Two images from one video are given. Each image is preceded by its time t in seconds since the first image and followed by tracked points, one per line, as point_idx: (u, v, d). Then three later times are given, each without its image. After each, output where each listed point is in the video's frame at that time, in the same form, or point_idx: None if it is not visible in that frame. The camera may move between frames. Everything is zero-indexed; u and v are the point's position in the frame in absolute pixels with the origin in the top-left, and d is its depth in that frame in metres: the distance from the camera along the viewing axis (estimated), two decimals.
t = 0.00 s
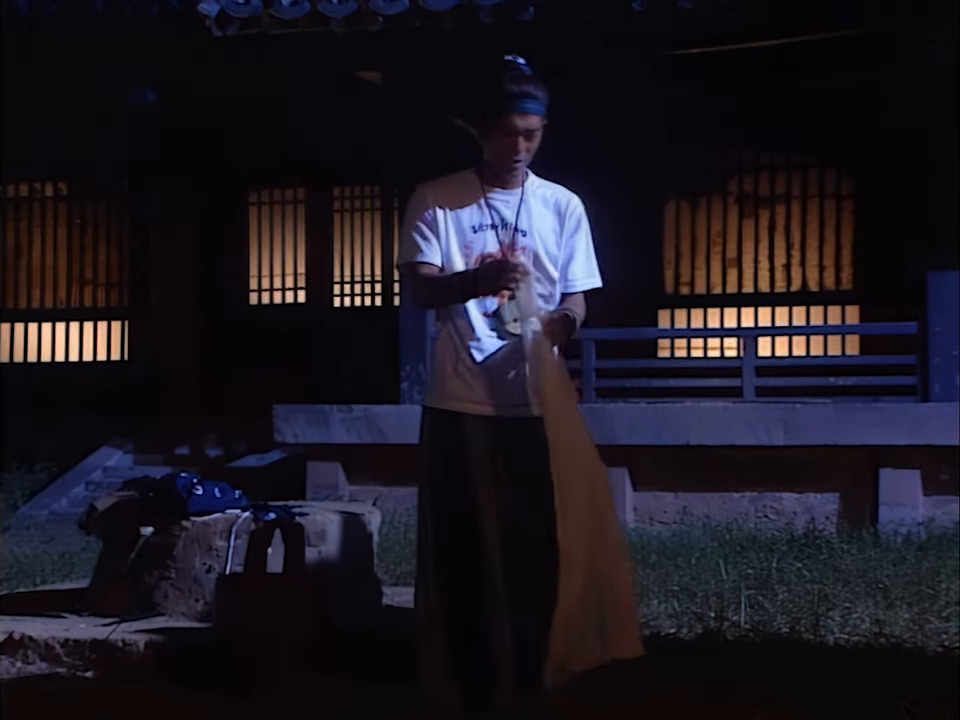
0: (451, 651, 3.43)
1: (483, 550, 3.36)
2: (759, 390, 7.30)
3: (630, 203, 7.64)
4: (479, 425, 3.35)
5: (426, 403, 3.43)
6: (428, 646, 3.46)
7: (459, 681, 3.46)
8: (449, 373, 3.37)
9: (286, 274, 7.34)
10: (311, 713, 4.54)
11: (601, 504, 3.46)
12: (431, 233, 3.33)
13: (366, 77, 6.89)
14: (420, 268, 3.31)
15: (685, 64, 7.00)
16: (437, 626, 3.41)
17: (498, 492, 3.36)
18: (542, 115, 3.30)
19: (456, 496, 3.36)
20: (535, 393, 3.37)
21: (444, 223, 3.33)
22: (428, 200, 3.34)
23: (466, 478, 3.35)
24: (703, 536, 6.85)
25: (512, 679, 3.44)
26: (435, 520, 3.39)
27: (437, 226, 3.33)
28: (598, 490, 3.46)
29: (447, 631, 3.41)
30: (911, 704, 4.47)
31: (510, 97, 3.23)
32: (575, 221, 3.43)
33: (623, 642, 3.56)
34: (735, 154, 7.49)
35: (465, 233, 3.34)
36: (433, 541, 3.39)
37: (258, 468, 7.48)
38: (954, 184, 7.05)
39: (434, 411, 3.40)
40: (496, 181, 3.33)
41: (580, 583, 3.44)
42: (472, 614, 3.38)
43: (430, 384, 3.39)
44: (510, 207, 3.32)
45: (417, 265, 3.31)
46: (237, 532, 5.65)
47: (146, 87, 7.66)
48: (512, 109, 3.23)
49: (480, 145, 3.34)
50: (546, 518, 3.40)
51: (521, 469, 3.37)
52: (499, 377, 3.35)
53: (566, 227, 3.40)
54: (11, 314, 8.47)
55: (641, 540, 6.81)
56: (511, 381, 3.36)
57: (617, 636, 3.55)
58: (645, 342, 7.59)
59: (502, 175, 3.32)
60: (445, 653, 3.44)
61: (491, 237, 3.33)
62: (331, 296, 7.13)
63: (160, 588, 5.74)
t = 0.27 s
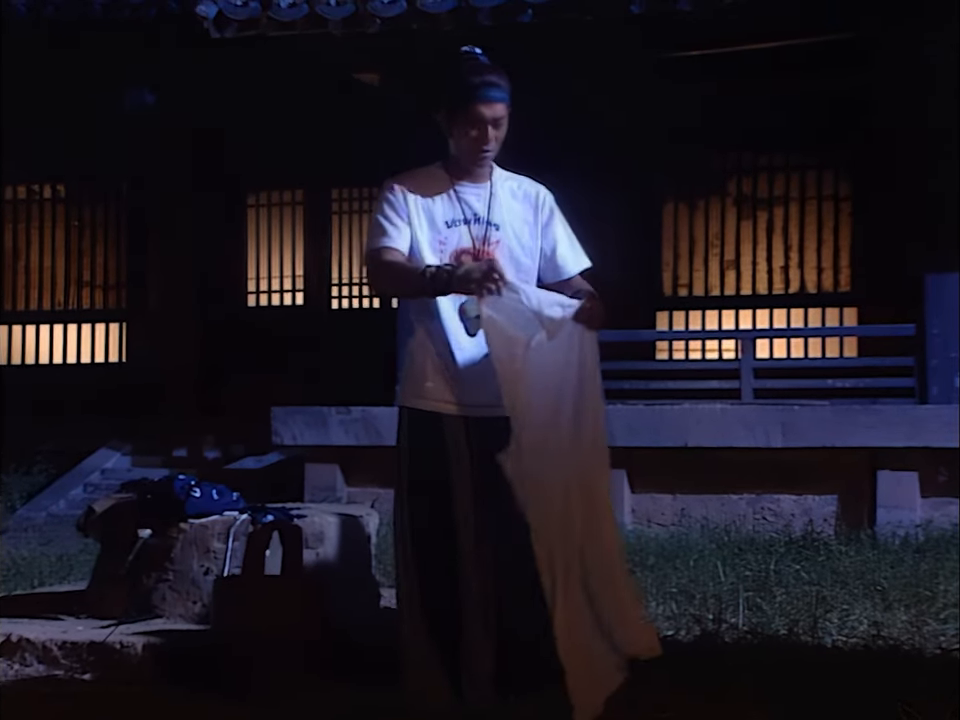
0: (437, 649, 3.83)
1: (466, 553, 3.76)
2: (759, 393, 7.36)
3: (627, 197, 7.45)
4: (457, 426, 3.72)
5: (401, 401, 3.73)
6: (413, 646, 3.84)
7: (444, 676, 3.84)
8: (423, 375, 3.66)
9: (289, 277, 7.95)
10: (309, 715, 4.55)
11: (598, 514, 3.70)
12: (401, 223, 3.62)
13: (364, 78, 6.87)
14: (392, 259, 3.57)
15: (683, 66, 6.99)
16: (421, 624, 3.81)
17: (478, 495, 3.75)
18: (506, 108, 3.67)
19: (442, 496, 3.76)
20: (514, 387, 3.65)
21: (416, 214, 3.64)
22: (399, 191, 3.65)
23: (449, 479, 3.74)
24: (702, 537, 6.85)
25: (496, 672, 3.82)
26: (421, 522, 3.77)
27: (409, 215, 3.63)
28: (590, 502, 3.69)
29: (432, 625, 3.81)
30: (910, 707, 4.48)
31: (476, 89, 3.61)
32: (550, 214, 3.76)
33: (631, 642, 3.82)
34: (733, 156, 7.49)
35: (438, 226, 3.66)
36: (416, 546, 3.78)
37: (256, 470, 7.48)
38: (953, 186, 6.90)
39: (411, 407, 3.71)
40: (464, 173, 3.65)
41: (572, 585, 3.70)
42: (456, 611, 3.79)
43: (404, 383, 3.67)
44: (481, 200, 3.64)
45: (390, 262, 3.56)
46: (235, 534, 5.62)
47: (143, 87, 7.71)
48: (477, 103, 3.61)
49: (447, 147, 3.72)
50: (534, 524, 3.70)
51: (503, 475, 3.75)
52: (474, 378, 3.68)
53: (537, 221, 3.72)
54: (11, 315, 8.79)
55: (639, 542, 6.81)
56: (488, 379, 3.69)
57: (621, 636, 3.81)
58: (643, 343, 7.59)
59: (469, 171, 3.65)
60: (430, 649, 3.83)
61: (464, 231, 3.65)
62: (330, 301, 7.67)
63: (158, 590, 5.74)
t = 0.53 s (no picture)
0: (430, 648, 3.82)
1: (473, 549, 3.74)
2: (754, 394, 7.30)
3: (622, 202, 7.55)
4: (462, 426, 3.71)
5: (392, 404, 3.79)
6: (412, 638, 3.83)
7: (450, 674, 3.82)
8: (421, 376, 3.70)
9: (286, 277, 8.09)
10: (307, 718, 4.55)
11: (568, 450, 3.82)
12: (395, 225, 3.59)
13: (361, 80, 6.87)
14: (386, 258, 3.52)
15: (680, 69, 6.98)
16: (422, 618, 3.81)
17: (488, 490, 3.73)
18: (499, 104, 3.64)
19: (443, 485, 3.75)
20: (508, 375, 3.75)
21: (407, 213, 3.63)
22: (390, 191, 3.62)
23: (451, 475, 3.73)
24: (699, 539, 6.87)
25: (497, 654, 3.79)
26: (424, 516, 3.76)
27: (400, 218, 3.61)
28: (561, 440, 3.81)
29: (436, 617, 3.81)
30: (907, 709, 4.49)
31: (469, 90, 3.57)
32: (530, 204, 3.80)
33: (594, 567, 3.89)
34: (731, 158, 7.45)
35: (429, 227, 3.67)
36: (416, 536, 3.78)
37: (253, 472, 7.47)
38: (953, 186, 6.91)
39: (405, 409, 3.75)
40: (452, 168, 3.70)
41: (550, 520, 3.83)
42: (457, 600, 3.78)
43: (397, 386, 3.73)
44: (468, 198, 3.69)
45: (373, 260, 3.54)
46: (232, 536, 5.61)
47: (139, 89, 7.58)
48: (470, 104, 3.59)
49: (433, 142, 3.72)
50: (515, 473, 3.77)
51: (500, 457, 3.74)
52: (468, 375, 3.69)
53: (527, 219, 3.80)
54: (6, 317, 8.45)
55: (636, 544, 6.82)
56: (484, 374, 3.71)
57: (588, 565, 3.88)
58: (640, 345, 7.58)
59: (456, 167, 3.70)
60: (424, 641, 3.81)
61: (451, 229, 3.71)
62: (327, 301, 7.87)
63: (155, 593, 5.74)
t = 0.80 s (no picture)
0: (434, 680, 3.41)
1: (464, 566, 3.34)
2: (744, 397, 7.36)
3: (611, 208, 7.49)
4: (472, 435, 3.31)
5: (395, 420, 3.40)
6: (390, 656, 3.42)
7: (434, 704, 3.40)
8: (431, 386, 3.30)
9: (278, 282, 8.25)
10: None
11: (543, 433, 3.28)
12: (413, 237, 3.15)
13: (352, 82, 6.91)
14: (400, 263, 3.13)
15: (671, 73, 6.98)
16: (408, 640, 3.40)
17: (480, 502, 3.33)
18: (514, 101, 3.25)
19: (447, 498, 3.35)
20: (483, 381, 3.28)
21: (423, 221, 3.19)
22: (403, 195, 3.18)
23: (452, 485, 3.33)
24: (690, 543, 6.88)
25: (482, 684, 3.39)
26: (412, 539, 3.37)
27: (414, 226, 3.17)
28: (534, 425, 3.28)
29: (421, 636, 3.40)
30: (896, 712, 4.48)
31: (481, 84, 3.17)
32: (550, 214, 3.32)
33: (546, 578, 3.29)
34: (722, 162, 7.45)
35: (444, 231, 3.20)
36: (409, 546, 3.38)
37: (243, 476, 7.46)
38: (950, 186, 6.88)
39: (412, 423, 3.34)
40: (467, 171, 3.23)
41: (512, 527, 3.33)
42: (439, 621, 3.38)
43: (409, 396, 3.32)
44: (482, 202, 3.25)
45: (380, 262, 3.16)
46: (222, 540, 5.70)
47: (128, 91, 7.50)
48: (486, 100, 3.17)
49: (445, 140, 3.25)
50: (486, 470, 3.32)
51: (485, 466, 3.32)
52: (479, 374, 3.27)
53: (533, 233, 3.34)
54: None
55: (627, 548, 6.83)
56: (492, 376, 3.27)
57: (565, 568, 3.29)
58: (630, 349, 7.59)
59: (469, 169, 3.24)
60: (416, 644, 3.40)
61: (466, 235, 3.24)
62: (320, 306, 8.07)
63: (145, 597, 5.75)
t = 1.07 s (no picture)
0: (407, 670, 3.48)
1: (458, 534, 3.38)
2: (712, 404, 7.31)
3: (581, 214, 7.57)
4: (479, 450, 3.38)
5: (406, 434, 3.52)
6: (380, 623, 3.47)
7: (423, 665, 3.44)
8: (447, 388, 3.39)
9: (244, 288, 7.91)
10: None
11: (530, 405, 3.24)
12: (435, 243, 3.31)
13: (321, 88, 6.74)
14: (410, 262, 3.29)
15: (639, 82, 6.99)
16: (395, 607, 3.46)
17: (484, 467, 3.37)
18: (546, 112, 3.43)
19: (446, 472, 3.40)
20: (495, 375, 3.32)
21: (442, 221, 3.32)
22: (422, 195, 3.31)
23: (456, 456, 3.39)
24: (657, 548, 6.89)
25: (468, 644, 3.37)
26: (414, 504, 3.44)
27: (432, 228, 3.30)
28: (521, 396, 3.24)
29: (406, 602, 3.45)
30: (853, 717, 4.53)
31: (514, 91, 3.34)
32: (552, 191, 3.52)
33: (514, 547, 3.26)
34: (690, 169, 7.50)
35: (467, 235, 3.32)
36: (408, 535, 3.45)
37: (210, 482, 7.43)
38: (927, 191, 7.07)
39: (422, 435, 3.45)
40: (494, 176, 3.37)
41: (496, 479, 3.34)
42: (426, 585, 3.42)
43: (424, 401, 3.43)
44: (506, 209, 3.36)
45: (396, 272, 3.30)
46: (188, 547, 5.55)
47: (98, 96, 7.83)
48: (521, 107, 3.34)
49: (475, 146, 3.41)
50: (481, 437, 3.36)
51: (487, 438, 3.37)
52: (488, 380, 3.35)
53: (552, 243, 3.49)
54: None
55: (595, 554, 6.83)
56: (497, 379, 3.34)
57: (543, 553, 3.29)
58: (598, 355, 7.61)
59: (495, 175, 3.37)
60: (398, 643, 3.48)
61: (487, 241, 3.34)
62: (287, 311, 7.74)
63: (109, 604, 5.72)
